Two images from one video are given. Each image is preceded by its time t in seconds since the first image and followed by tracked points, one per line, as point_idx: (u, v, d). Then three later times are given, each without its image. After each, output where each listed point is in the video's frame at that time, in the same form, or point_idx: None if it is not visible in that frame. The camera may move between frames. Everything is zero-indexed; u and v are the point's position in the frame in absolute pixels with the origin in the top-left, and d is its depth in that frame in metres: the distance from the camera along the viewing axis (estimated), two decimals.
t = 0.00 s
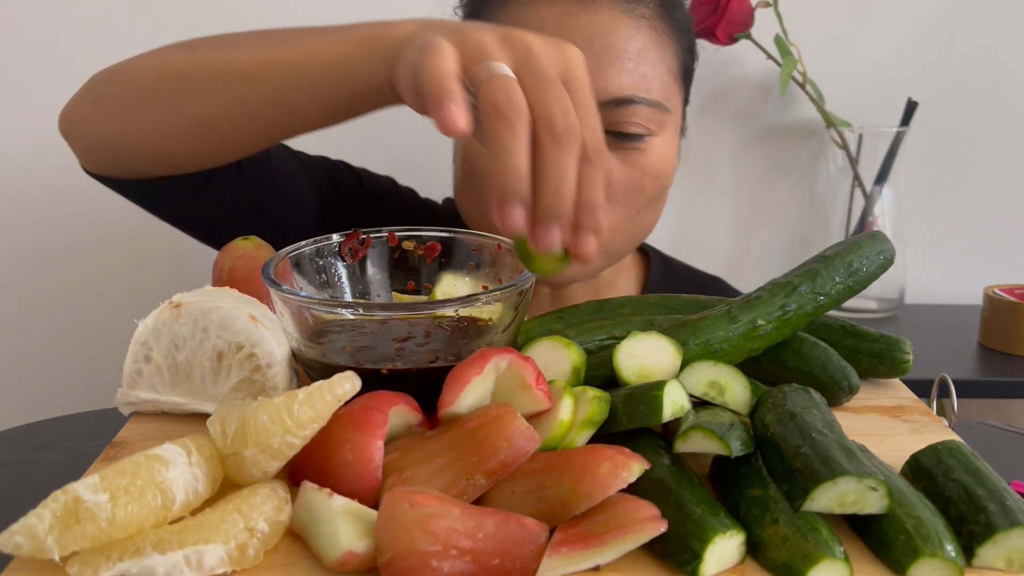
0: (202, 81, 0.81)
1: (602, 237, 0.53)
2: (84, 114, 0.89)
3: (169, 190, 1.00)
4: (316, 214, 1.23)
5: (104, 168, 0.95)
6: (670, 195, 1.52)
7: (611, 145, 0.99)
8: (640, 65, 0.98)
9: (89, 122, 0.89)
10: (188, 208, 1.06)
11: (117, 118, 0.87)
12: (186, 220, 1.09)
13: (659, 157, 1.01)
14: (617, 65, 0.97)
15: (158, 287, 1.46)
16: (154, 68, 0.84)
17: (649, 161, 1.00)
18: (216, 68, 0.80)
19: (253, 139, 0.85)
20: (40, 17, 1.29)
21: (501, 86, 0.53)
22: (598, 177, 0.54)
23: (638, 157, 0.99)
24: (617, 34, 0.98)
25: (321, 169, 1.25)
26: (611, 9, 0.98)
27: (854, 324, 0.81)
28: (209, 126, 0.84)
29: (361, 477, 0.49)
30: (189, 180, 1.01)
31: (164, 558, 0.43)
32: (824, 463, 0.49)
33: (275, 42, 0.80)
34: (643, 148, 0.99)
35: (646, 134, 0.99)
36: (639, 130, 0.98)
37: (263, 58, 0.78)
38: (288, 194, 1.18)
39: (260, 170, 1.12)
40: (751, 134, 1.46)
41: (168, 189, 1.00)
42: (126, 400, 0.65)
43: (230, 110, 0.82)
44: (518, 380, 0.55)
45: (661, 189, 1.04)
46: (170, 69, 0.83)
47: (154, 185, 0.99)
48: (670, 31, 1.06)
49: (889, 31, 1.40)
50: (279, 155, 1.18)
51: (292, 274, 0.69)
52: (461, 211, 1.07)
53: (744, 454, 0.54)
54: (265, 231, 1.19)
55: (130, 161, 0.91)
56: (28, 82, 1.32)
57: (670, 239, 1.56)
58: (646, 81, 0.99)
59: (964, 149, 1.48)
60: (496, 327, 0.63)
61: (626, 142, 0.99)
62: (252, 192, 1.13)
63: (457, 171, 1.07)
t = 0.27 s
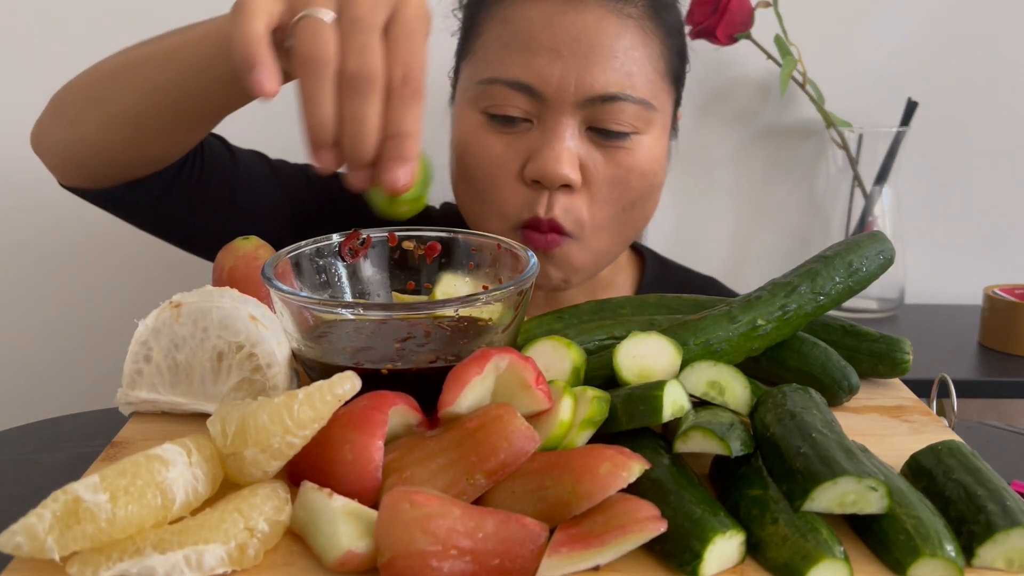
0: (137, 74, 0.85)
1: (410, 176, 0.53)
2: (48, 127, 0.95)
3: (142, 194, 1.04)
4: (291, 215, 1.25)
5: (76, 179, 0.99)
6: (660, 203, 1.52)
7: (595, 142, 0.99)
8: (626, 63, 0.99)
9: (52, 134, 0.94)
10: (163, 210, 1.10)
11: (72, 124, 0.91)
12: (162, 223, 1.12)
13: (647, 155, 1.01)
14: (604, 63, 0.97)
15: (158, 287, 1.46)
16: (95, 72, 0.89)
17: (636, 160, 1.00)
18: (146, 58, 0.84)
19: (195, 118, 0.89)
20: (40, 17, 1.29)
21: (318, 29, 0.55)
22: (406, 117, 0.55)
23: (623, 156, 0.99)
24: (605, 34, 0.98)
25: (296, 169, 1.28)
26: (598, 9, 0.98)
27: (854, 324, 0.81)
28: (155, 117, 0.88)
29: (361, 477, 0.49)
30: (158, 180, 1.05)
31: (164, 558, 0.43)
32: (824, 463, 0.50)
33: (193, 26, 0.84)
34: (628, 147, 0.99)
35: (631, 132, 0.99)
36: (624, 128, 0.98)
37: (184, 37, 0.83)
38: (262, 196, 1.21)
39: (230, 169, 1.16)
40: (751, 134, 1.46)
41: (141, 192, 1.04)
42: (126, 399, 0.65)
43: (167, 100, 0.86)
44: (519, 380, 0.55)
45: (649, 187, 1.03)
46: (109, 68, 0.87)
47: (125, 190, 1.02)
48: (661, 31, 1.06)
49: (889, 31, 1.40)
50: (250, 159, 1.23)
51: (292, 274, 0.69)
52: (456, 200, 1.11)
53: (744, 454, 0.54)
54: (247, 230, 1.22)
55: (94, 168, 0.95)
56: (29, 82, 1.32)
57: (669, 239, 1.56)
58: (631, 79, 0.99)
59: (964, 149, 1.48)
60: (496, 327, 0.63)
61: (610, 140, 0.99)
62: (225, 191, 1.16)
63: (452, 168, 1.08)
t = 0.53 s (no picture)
0: (121, 103, 0.83)
1: (348, 274, 0.58)
2: (35, 141, 0.93)
3: (129, 209, 1.03)
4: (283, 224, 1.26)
5: (63, 191, 0.98)
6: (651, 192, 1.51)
7: (580, 140, 0.98)
8: (611, 62, 0.99)
9: (39, 148, 0.92)
10: (153, 223, 1.09)
11: (58, 144, 0.90)
12: (155, 233, 1.13)
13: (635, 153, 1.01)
14: (590, 62, 0.97)
15: (158, 288, 1.46)
16: (83, 94, 0.87)
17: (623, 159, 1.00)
18: (135, 91, 0.82)
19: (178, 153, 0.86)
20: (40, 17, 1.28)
21: (274, 127, 0.57)
22: (350, 219, 0.57)
23: (609, 153, 0.99)
24: (589, 33, 0.98)
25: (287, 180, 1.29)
26: (581, 9, 0.98)
27: (854, 324, 0.81)
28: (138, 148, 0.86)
29: (361, 477, 0.49)
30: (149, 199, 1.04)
31: (165, 558, 0.43)
32: (823, 462, 0.50)
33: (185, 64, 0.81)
34: (614, 144, 0.99)
35: (617, 130, 0.99)
36: (609, 127, 0.98)
37: (175, 75, 0.80)
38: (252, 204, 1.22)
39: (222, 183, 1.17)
40: (751, 135, 1.46)
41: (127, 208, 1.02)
42: (126, 399, 0.65)
43: (152, 133, 0.83)
44: (518, 381, 0.55)
45: (636, 185, 1.04)
46: (96, 96, 0.85)
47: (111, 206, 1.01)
48: (647, 31, 1.06)
49: (888, 32, 1.40)
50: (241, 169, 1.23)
51: (292, 274, 0.69)
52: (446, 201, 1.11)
53: (744, 453, 0.54)
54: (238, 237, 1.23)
55: (77, 184, 0.94)
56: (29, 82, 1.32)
57: (668, 239, 1.56)
58: (616, 78, 0.99)
59: (963, 149, 1.48)
60: (496, 327, 0.63)
61: (596, 138, 0.98)
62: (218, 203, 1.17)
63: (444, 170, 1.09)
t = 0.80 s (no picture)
0: (118, 117, 0.82)
1: (360, 318, 0.57)
2: (36, 146, 0.93)
3: (129, 217, 1.03)
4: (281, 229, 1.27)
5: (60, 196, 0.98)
6: (648, 194, 1.52)
7: (575, 143, 0.99)
8: (607, 63, 0.99)
9: (39, 153, 0.92)
10: (152, 227, 1.10)
11: (57, 152, 0.90)
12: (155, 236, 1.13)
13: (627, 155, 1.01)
14: (586, 64, 0.97)
15: (158, 288, 1.46)
16: (83, 105, 0.86)
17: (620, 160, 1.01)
18: (133, 106, 0.81)
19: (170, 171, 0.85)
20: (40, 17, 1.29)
21: (296, 169, 0.55)
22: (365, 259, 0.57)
23: (603, 157, 0.99)
24: (584, 35, 0.98)
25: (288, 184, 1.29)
26: (576, 11, 0.99)
27: (853, 324, 0.81)
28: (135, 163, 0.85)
29: (362, 477, 0.49)
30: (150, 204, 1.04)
31: (165, 558, 0.43)
32: (822, 462, 0.50)
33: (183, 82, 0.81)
34: (608, 147, 0.99)
35: (612, 133, 0.99)
36: (604, 129, 0.98)
37: (173, 91, 0.79)
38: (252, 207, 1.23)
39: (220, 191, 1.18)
40: (750, 135, 1.46)
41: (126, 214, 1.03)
42: (127, 399, 0.66)
43: (147, 149, 0.83)
44: (519, 381, 0.55)
45: (631, 188, 1.04)
46: (94, 108, 0.85)
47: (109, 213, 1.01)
48: (642, 34, 1.06)
49: (888, 31, 1.40)
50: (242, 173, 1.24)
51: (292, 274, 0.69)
52: (444, 199, 1.12)
53: (743, 453, 0.54)
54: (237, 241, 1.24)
55: (74, 191, 0.94)
56: (29, 82, 1.32)
57: (667, 239, 1.56)
58: (612, 80, 0.99)
59: (962, 149, 1.48)
60: (496, 327, 0.63)
61: (590, 140, 0.99)
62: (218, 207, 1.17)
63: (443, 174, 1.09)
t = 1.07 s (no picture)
0: (119, 109, 0.81)
1: (329, 324, 0.58)
2: (40, 134, 0.92)
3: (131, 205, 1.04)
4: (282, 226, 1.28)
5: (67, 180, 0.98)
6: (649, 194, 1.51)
7: (574, 138, 0.99)
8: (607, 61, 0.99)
9: (44, 140, 0.92)
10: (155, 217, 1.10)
11: (61, 141, 0.89)
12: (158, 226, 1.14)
13: (626, 152, 1.01)
14: (585, 60, 0.97)
15: (158, 288, 1.46)
16: (82, 97, 0.85)
17: (620, 156, 1.01)
18: (134, 100, 0.80)
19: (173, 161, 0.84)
20: (41, 18, 1.29)
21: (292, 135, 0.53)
22: (341, 272, 0.60)
23: (603, 152, 0.99)
24: (584, 33, 0.98)
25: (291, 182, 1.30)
26: (576, 8, 0.99)
27: (853, 324, 0.81)
28: (139, 153, 0.85)
29: (362, 476, 0.49)
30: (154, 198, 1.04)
31: (165, 558, 0.43)
32: (822, 462, 0.50)
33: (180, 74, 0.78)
34: (608, 143, 0.99)
35: (610, 128, 0.99)
36: (602, 125, 0.98)
37: (169, 86, 0.77)
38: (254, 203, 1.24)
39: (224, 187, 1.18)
40: (751, 135, 1.46)
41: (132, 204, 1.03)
42: (127, 399, 0.66)
43: (149, 140, 0.82)
44: (518, 380, 0.55)
45: (630, 185, 1.04)
46: (94, 100, 0.83)
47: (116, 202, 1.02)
48: (643, 32, 1.06)
49: (889, 31, 1.40)
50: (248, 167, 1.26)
51: (292, 275, 0.69)
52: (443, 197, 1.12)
53: (743, 453, 0.54)
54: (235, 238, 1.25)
55: (82, 178, 0.94)
56: (29, 81, 1.32)
57: (667, 240, 1.56)
58: (610, 77, 0.99)
59: (963, 150, 1.49)
60: (496, 327, 0.63)
61: (588, 136, 0.99)
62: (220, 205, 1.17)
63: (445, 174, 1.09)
